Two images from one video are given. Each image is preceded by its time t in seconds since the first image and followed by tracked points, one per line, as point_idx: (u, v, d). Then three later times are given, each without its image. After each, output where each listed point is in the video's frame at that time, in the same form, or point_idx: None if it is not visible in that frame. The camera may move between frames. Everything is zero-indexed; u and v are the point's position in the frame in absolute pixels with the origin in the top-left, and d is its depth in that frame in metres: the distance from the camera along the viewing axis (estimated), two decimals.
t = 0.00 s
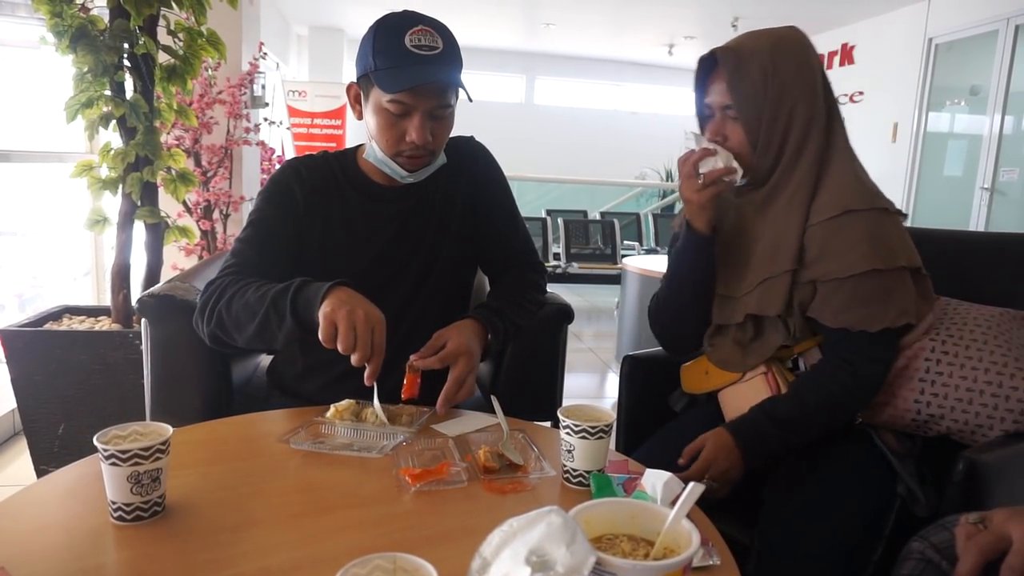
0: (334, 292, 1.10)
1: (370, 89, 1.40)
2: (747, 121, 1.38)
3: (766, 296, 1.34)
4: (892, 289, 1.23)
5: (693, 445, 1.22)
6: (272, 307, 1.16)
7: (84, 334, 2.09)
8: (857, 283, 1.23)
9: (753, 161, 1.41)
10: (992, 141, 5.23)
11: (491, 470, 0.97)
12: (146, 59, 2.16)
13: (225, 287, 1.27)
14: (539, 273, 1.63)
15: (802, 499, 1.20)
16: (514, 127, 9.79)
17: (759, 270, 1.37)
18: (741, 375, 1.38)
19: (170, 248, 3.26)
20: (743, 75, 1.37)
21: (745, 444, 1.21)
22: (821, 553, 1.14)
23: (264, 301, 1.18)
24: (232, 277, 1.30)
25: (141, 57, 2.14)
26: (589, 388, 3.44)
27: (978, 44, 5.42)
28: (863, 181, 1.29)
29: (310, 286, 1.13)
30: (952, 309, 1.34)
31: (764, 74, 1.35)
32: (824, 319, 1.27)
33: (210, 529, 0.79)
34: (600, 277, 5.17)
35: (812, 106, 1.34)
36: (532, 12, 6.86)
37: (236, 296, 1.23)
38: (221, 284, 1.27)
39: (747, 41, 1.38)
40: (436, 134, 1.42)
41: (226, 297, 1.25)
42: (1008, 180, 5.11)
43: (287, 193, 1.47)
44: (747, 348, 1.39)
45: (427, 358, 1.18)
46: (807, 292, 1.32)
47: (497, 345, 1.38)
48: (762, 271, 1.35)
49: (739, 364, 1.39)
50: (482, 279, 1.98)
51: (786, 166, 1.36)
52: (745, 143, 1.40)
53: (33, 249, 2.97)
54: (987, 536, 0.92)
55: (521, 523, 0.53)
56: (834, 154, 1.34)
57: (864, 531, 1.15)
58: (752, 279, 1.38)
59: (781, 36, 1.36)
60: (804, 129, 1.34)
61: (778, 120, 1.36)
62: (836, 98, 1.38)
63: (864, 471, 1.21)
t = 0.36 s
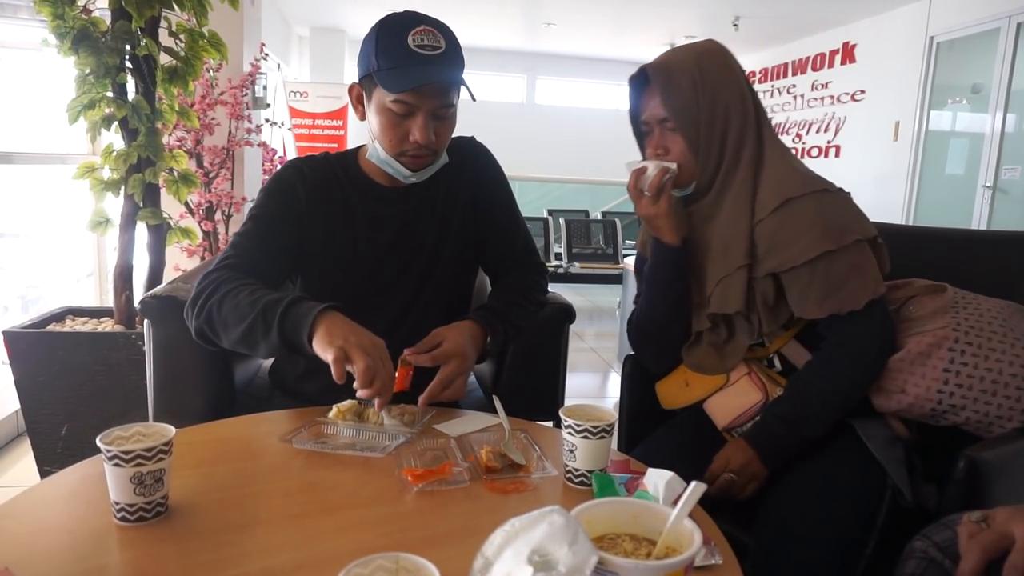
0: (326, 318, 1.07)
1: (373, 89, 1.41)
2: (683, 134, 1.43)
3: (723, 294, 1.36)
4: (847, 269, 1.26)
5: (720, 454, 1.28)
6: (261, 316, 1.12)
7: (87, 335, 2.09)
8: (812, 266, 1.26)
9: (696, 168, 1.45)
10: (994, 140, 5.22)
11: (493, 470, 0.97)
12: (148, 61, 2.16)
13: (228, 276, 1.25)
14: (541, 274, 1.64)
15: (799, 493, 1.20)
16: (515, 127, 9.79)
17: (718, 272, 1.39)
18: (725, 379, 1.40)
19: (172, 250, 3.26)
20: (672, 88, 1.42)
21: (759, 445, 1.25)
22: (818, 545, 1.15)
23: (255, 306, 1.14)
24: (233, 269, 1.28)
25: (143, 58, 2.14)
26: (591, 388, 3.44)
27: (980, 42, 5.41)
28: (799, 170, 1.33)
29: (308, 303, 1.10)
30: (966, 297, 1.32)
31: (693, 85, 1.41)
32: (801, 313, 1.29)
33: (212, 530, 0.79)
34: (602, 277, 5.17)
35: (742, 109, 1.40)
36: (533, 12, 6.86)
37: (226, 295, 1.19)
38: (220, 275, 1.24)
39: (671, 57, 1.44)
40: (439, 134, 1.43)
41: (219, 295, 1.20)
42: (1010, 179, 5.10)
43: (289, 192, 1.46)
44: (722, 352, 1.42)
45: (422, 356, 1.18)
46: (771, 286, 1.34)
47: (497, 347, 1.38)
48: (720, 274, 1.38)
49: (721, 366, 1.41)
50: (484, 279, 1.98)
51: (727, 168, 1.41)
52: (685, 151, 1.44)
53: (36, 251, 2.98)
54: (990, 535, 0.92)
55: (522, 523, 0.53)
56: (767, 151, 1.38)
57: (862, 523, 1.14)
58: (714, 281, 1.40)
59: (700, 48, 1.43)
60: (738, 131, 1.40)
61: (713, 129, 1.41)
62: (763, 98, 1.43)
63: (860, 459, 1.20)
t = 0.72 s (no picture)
0: (321, 338, 1.03)
1: (372, 88, 1.41)
2: (654, 147, 1.44)
3: (708, 301, 1.36)
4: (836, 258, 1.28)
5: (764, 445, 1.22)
6: (255, 328, 1.06)
7: (87, 336, 2.09)
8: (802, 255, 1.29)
9: (670, 179, 1.45)
10: (994, 139, 5.21)
11: (493, 470, 0.97)
12: (148, 61, 2.15)
13: (225, 272, 1.24)
14: (540, 275, 1.63)
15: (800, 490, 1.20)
16: (515, 127, 9.79)
17: (702, 284, 1.39)
18: (727, 380, 1.35)
19: (172, 250, 3.26)
20: (639, 101, 1.44)
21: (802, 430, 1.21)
22: (820, 543, 1.14)
23: (249, 318, 1.08)
24: (231, 266, 1.27)
25: (143, 59, 2.14)
26: (591, 388, 3.43)
27: (981, 41, 5.40)
28: (772, 168, 1.37)
29: (303, 319, 1.06)
30: (955, 300, 1.34)
31: (659, 97, 1.42)
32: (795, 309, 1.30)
33: (212, 530, 0.79)
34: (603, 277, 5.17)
35: (710, 116, 1.42)
36: (533, 13, 6.86)
37: (218, 299, 1.14)
38: (218, 271, 1.22)
39: (634, 71, 1.46)
40: (439, 134, 1.43)
41: (215, 296, 1.15)
42: (1011, 178, 5.10)
43: (289, 191, 1.46)
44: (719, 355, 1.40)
45: (418, 354, 1.19)
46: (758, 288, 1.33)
47: (496, 349, 1.38)
48: (704, 282, 1.38)
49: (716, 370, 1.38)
50: (483, 280, 1.98)
51: (700, 175, 1.43)
52: (658, 164, 1.45)
53: (36, 252, 2.98)
54: (990, 535, 0.92)
55: (522, 523, 0.53)
56: (739, 155, 1.41)
57: (861, 520, 1.14)
58: (695, 287, 1.41)
59: (662, 59, 1.45)
60: (710, 138, 1.42)
61: (685, 138, 1.43)
62: (729, 105, 1.46)
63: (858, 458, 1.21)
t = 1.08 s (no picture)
0: (301, 359, 1.02)
1: (369, 85, 1.41)
2: (649, 147, 1.44)
3: (702, 296, 1.36)
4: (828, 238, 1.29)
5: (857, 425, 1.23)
6: (240, 345, 1.05)
7: (86, 336, 2.09)
8: (796, 234, 1.30)
9: (665, 180, 1.46)
10: (994, 139, 5.21)
11: (492, 469, 0.97)
12: (148, 61, 2.15)
13: (218, 278, 1.23)
14: (540, 273, 1.64)
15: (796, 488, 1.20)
16: (515, 127, 9.79)
17: (693, 275, 1.39)
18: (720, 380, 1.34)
19: (172, 250, 3.26)
20: (632, 103, 1.44)
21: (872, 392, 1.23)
22: (815, 542, 1.14)
23: (232, 338, 1.06)
24: (227, 271, 1.27)
25: (143, 58, 2.14)
26: (591, 387, 3.44)
27: (981, 41, 5.40)
28: (762, 159, 1.38)
29: (285, 338, 1.05)
30: (956, 298, 1.35)
31: (651, 98, 1.43)
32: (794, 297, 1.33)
33: (212, 529, 0.79)
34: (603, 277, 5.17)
35: (699, 115, 1.43)
36: (533, 12, 6.85)
37: (208, 310, 1.13)
38: (212, 278, 1.21)
39: (625, 72, 1.46)
40: (437, 131, 1.43)
41: (207, 306, 1.14)
42: (1011, 178, 5.10)
43: (286, 194, 1.46)
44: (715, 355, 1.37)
45: (417, 353, 1.19)
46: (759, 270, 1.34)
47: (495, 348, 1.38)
48: (698, 273, 1.37)
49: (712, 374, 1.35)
50: (483, 279, 1.98)
51: (695, 174, 1.43)
52: (654, 165, 1.45)
53: (36, 251, 2.98)
54: (990, 533, 0.92)
55: (521, 521, 0.53)
56: (728, 153, 1.42)
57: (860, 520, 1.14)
58: (688, 282, 1.41)
59: (649, 61, 1.46)
60: (701, 136, 1.43)
61: (677, 137, 1.43)
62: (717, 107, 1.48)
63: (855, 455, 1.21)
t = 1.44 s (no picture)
0: (295, 375, 1.02)
1: (381, 88, 1.40)
2: (651, 144, 1.44)
3: (704, 292, 1.36)
4: (829, 229, 1.30)
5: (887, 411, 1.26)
6: (234, 360, 1.05)
7: (86, 335, 2.09)
8: (797, 226, 1.30)
9: (667, 178, 1.46)
10: (994, 138, 5.21)
11: (492, 467, 0.97)
12: (147, 60, 2.15)
13: (212, 289, 1.23)
14: (540, 273, 1.64)
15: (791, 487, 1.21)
16: (514, 126, 9.78)
17: (693, 274, 1.39)
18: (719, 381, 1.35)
19: (172, 249, 3.26)
20: (633, 101, 1.44)
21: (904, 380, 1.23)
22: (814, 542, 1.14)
23: (226, 354, 1.07)
24: (221, 282, 1.26)
25: (142, 57, 2.14)
26: (591, 386, 3.44)
27: (981, 40, 5.40)
28: (762, 155, 1.38)
29: (278, 356, 1.05)
30: (962, 295, 1.37)
31: (652, 97, 1.43)
32: (791, 294, 1.33)
33: (211, 528, 0.79)
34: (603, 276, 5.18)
35: (700, 113, 1.44)
36: (532, 11, 6.84)
37: (203, 323, 1.13)
38: (207, 289, 1.21)
39: (626, 71, 1.46)
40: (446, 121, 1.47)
41: (203, 318, 1.13)
42: (1011, 177, 5.10)
43: (280, 200, 1.45)
44: (715, 352, 1.38)
45: (418, 352, 1.19)
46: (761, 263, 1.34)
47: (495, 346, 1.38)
48: (699, 270, 1.38)
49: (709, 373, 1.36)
50: (483, 279, 1.98)
51: (695, 172, 1.43)
52: (656, 162, 1.45)
53: (36, 250, 2.97)
54: (989, 532, 0.92)
55: (521, 520, 0.53)
56: (728, 150, 1.43)
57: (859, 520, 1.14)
58: (688, 280, 1.41)
59: (650, 60, 1.46)
60: (702, 135, 1.44)
61: (679, 135, 1.43)
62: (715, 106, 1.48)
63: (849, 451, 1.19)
